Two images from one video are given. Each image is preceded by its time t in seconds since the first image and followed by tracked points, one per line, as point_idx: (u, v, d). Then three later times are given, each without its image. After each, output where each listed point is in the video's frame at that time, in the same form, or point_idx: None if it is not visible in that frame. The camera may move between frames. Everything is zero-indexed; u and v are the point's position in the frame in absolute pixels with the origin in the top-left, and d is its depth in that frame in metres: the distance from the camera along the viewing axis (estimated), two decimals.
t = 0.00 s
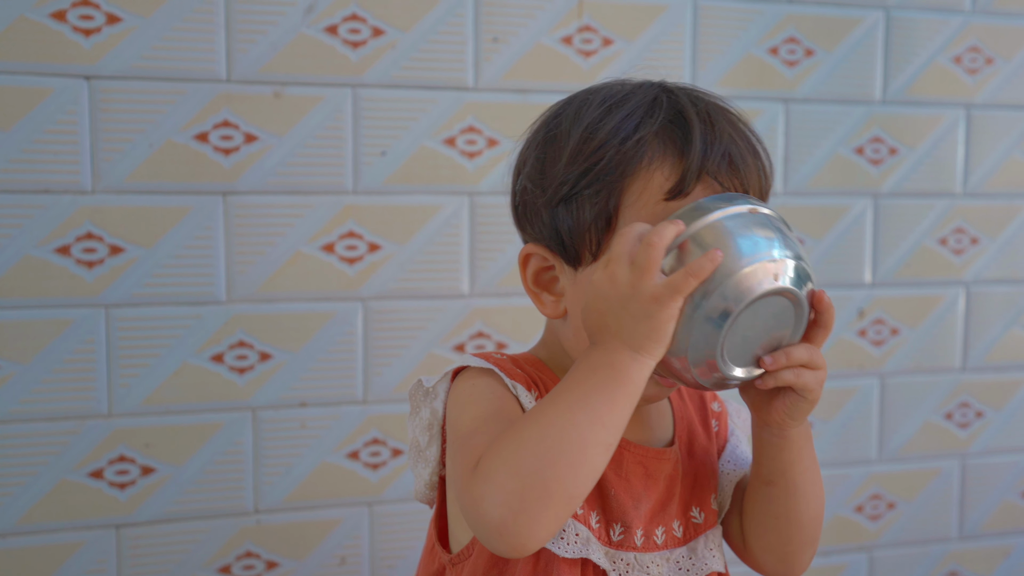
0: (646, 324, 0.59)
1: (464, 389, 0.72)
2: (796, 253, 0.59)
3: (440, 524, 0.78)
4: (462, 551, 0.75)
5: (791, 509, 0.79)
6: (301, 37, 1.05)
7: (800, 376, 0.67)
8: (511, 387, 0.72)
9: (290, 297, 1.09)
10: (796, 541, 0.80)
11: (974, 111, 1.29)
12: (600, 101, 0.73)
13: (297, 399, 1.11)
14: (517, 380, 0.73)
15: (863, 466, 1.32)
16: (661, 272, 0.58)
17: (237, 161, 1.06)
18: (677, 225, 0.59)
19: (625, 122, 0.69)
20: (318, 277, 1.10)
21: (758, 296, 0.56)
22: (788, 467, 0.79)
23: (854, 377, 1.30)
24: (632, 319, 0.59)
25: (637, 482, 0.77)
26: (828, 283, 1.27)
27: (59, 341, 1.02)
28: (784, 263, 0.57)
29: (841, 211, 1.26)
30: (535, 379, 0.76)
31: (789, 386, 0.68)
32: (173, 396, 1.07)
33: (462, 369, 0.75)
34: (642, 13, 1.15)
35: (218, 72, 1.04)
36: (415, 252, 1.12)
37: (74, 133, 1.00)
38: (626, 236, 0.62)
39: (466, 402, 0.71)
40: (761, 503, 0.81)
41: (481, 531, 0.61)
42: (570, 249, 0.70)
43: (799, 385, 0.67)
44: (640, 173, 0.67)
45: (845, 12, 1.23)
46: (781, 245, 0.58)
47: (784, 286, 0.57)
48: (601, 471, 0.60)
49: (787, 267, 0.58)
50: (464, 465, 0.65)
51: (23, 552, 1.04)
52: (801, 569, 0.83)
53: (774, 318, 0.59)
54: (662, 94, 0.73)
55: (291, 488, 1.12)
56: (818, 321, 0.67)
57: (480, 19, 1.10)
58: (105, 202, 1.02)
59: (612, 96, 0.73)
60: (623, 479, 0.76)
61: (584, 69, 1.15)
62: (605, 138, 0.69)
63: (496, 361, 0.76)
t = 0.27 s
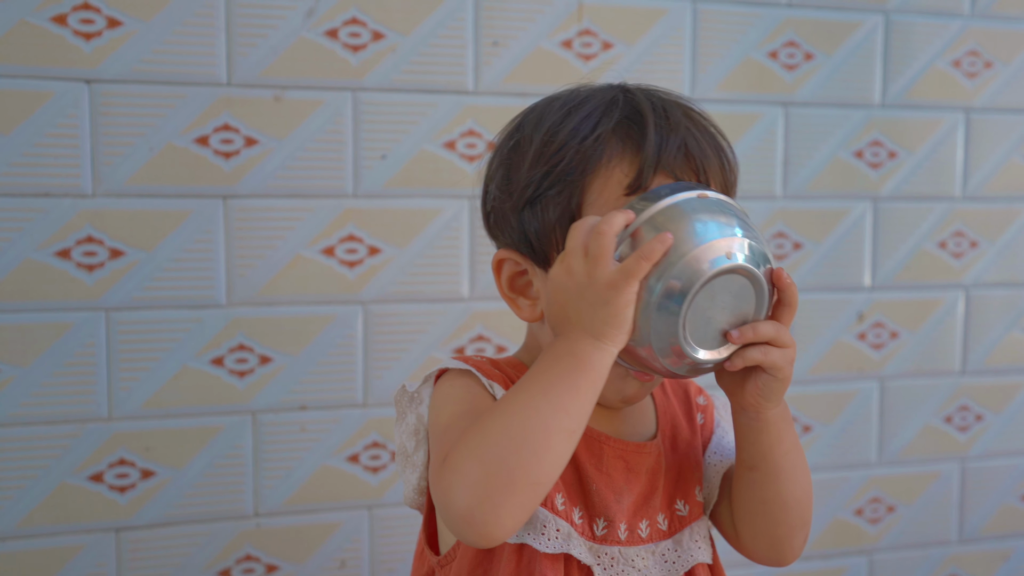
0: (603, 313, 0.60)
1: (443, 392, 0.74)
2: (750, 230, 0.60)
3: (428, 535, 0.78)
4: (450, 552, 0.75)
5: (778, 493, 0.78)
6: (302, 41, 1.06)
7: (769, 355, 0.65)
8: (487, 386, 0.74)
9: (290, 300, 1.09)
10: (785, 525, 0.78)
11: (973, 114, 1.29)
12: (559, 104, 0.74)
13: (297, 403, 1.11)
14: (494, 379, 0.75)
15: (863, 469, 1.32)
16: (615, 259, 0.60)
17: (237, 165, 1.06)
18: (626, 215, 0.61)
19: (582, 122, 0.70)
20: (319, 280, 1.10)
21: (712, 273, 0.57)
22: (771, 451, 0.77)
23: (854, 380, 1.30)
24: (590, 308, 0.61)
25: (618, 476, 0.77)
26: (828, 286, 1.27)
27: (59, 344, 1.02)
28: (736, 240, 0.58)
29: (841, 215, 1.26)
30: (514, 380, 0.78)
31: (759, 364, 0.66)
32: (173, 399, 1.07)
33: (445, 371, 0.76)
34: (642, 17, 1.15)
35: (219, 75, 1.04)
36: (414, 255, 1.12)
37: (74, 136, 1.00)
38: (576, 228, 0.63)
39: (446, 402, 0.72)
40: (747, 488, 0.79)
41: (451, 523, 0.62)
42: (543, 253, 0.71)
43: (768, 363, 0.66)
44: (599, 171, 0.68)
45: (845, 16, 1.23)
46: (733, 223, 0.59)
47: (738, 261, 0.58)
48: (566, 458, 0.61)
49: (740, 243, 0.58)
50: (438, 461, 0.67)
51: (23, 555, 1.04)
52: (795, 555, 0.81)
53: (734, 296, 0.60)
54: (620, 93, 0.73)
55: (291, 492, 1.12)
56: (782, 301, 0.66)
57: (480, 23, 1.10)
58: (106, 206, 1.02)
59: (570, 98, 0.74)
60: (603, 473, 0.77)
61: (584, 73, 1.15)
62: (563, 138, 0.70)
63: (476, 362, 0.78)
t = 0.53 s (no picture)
0: (556, 290, 0.61)
1: (426, 387, 0.77)
2: (701, 192, 0.61)
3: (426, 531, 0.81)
4: (445, 547, 0.79)
5: (781, 464, 0.76)
6: (301, 43, 1.06)
7: (739, 321, 0.64)
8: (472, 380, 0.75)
9: (290, 302, 1.09)
10: (791, 495, 0.76)
11: (973, 116, 1.30)
12: (517, 106, 0.77)
13: (297, 404, 1.11)
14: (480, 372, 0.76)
15: (863, 471, 1.32)
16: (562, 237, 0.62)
17: (237, 166, 1.06)
18: (570, 192, 0.63)
19: (539, 119, 0.73)
20: (318, 282, 1.10)
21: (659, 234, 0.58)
22: (770, 421, 0.74)
23: (854, 382, 1.30)
24: (542, 284, 0.62)
25: (607, 466, 0.77)
26: (827, 288, 1.27)
27: (59, 346, 1.02)
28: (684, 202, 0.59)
29: (841, 217, 1.26)
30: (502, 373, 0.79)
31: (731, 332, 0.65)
32: (173, 401, 1.07)
33: (435, 364, 0.79)
34: (642, 20, 1.15)
35: (218, 77, 1.04)
36: (414, 257, 1.12)
37: (74, 138, 1.00)
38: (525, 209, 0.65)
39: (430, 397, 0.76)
40: (749, 460, 0.77)
41: (413, 506, 0.64)
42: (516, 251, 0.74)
43: (740, 330, 0.65)
44: (555, 163, 0.70)
45: (844, 18, 1.23)
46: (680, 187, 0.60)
47: (687, 219, 0.58)
48: (521, 437, 0.63)
49: (688, 203, 0.59)
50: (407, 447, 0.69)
51: (23, 557, 1.04)
52: (806, 522, 0.79)
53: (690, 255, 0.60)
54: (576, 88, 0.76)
55: (291, 493, 1.12)
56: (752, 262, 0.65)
57: (480, 25, 1.11)
58: (105, 207, 1.02)
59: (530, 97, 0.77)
60: (590, 464, 0.77)
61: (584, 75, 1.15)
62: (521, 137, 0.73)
63: (463, 357, 0.79)
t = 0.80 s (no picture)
0: (526, 323, 0.58)
1: (416, 397, 0.77)
2: (698, 204, 0.53)
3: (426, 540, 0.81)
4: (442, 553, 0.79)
5: (776, 449, 0.74)
6: (301, 45, 1.06)
7: (720, 334, 0.62)
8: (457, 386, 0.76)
9: (290, 304, 1.09)
10: (790, 476, 0.75)
11: (973, 118, 1.29)
12: (466, 123, 0.81)
13: (297, 406, 1.11)
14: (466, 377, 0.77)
15: (863, 472, 1.32)
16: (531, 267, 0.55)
17: (237, 168, 1.06)
18: (539, 212, 0.54)
19: (478, 129, 0.77)
20: (319, 283, 1.10)
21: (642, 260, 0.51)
22: (757, 406, 0.73)
23: (854, 383, 1.30)
24: (512, 317, 0.58)
25: (598, 467, 0.77)
26: (828, 289, 1.27)
27: (60, 348, 1.02)
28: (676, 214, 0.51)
29: (841, 218, 1.26)
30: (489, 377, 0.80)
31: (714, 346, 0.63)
32: (174, 403, 1.07)
33: (426, 372, 0.79)
34: (641, 21, 1.15)
35: (219, 79, 1.04)
36: (414, 259, 1.12)
37: (75, 140, 1.01)
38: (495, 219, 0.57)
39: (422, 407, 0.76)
40: (743, 446, 0.76)
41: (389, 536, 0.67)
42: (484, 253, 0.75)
43: (722, 342, 0.63)
44: (499, 157, 0.72)
45: (844, 20, 1.23)
46: (674, 195, 0.51)
47: (680, 240, 0.51)
48: (491, 474, 0.63)
49: (679, 219, 0.51)
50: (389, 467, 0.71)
51: (23, 559, 1.04)
52: (811, 500, 0.78)
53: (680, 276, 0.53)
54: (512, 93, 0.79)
55: (292, 495, 1.12)
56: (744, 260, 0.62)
57: (480, 27, 1.11)
58: (106, 209, 1.02)
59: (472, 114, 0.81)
60: (581, 465, 0.77)
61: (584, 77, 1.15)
62: (466, 148, 0.76)
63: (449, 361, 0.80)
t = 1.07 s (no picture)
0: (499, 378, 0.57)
1: (391, 409, 0.80)
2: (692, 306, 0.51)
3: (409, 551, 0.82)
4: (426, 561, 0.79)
5: (751, 482, 0.75)
6: (301, 46, 1.06)
7: (695, 404, 0.61)
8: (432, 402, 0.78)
9: (289, 305, 1.09)
10: (770, 507, 0.76)
11: (973, 120, 1.30)
12: (429, 131, 0.81)
13: (297, 407, 1.11)
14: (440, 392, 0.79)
15: (862, 474, 1.32)
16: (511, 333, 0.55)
17: (237, 169, 1.06)
18: (524, 283, 0.52)
19: (440, 136, 0.77)
20: (318, 285, 1.10)
21: (623, 356, 0.51)
22: (736, 446, 0.72)
23: (853, 385, 1.30)
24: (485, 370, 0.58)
25: (576, 474, 0.78)
26: (827, 291, 1.27)
27: (59, 349, 1.02)
28: (666, 317, 0.50)
29: (841, 220, 1.26)
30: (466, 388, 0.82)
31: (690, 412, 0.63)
32: (173, 404, 1.07)
33: (401, 387, 0.82)
34: (641, 23, 1.15)
35: (218, 80, 1.04)
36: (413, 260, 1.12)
37: (74, 141, 1.01)
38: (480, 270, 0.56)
39: (397, 420, 0.79)
40: (724, 477, 0.76)
41: (357, 561, 0.70)
42: (449, 262, 0.75)
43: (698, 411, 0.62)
44: (459, 165, 0.72)
45: (844, 22, 1.23)
46: (671, 291, 0.50)
47: (671, 343, 0.51)
48: (455, 515, 0.66)
49: (665, 328, 0.51)
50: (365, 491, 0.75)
51: (23, 560, 1.04)
52: (792, 520, 0.79)
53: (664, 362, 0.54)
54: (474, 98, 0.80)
55: (291, 496, 1.12)
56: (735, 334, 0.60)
57: (479, 28, 1.11)
58: (105, 210, 1.02)
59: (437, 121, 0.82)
60: (559, 473, 0.78)
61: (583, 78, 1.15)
62: (428, 156, 0.77)
63: (423, 374, 0.81)
